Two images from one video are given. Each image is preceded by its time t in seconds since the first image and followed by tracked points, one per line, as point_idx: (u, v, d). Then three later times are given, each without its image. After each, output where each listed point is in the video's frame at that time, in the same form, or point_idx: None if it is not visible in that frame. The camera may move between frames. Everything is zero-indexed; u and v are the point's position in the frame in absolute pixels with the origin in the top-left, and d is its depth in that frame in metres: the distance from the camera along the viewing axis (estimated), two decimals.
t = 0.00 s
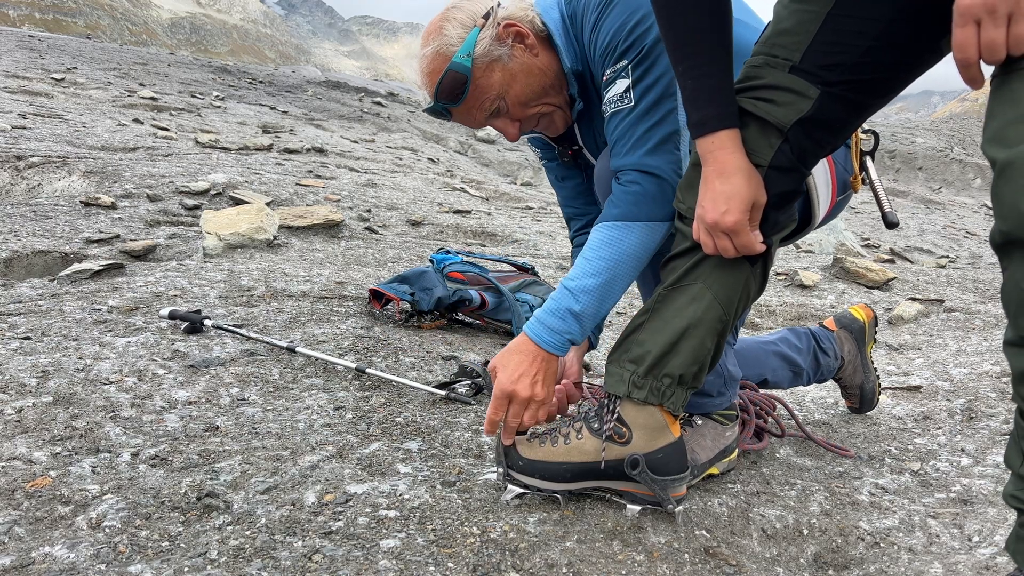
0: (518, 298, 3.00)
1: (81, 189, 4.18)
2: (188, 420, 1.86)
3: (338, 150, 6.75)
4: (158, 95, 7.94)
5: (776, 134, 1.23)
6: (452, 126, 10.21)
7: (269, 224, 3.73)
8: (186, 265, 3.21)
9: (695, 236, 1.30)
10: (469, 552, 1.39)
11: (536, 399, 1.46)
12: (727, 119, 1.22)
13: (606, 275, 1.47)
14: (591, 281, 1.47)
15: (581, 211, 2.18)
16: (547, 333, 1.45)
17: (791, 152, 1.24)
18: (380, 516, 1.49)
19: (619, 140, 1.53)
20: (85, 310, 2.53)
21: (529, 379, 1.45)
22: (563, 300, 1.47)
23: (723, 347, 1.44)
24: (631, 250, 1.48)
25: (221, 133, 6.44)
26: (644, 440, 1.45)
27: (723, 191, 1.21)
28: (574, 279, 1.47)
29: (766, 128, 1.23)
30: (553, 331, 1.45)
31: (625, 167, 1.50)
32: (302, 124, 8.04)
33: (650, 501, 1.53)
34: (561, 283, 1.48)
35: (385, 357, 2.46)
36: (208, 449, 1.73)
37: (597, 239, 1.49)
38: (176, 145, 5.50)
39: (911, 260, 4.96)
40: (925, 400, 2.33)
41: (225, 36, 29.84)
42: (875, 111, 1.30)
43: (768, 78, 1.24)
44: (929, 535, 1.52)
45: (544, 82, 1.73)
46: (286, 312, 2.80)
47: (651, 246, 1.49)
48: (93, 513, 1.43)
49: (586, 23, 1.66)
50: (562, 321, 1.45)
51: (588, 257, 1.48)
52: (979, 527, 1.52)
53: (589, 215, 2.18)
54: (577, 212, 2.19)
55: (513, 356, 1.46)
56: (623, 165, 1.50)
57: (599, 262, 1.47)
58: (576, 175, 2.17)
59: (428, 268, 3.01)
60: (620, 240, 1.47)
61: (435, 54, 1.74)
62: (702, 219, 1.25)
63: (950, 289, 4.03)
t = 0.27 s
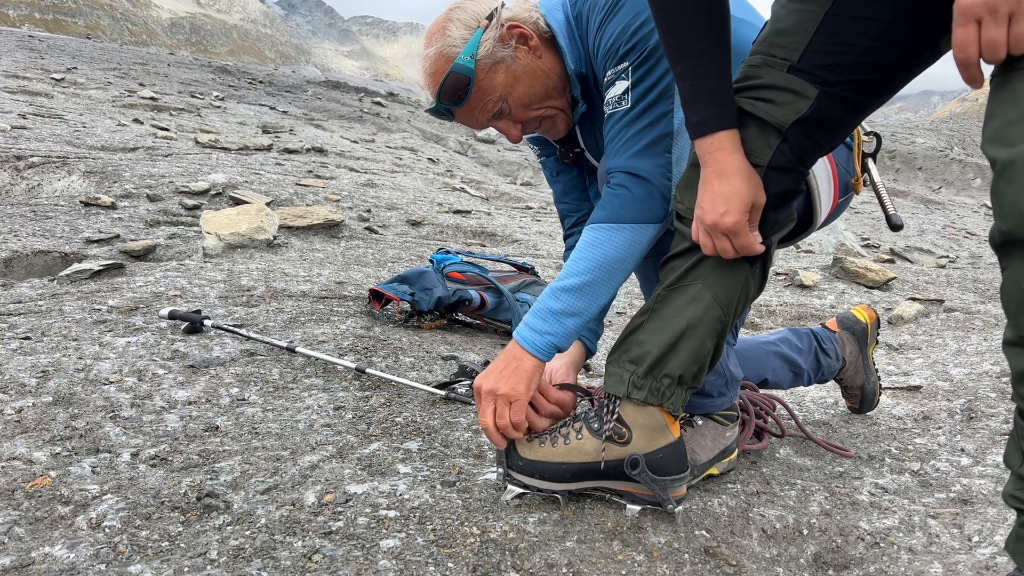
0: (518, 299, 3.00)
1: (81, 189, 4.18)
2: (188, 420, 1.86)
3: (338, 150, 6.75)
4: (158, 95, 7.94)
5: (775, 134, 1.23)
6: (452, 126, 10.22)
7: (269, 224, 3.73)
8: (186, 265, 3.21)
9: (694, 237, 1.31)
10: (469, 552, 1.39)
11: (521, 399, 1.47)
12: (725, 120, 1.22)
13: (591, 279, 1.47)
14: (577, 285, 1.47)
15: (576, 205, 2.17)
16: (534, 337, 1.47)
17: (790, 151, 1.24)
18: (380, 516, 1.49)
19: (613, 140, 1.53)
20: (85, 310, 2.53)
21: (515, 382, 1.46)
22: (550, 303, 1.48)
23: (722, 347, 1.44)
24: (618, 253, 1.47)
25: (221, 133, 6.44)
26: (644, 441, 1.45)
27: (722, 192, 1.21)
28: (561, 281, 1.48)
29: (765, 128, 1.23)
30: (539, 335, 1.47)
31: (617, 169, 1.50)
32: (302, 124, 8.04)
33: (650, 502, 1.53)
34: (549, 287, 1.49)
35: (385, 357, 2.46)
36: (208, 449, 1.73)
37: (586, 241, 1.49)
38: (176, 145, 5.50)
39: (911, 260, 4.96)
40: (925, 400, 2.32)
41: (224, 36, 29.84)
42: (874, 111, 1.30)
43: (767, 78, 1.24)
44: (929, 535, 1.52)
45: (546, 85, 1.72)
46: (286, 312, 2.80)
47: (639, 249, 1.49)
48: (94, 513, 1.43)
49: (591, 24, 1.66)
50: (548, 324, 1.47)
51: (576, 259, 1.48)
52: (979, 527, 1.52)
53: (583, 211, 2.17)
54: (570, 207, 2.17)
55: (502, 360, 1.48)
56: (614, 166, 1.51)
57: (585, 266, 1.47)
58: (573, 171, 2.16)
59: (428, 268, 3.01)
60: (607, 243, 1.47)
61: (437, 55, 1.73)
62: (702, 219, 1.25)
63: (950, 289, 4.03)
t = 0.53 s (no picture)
0: (518, 299, 3.00)
1: (81, 189, 4.18)
2: (188, 420, 1.86)
3: (338, 150, 6.75)
4: (158, 95, 7.94)
5: (774, 134, 1.23)
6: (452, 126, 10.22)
7: (269, 224, 3.73)
8: (186, 265, 3.21)
9: (693, 237, 1.30)
10: (469, 551, 1.39)
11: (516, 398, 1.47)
12: (724, 120, 1.22)
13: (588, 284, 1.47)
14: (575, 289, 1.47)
15: (581, 208, 2.17)
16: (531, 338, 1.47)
17: (789, 151, 1.25)
18: (380, 517, 1.49)
19: (617, 144, 1.53)
20: (85, 310, 2.53)
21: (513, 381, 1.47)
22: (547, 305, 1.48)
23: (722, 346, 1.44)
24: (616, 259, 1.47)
25: (221, 133, 6.45)
26: (644, 441, 1.45)
27: (722, 193, 1.21)
28: (560, 284, 1.48)
29: (765, 128, 1.23)
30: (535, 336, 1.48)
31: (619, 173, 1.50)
32: (302, 124, 8.04)
33: (650, 502, 1.53)
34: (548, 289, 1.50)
35: (385, 357, 2.46)
36: (208, 449, 1.73)
37: (585, 245, 1.49)
38: (176, 145, 5.50)
39: (910, 260, 4.96)
40: (925, 400, 2.33)
41: (224, 36, 29.84)
42: (872, 111, 1.30)
43: (767, 78, 1.24)
44: (929, 535, 1.52)
45: (552, 90, 1.72)
46: (286, 312, 2.80)
47: (638, 255, 1.48)
48: (93, 513, 1.43)
49: (597, 27, 1.66)
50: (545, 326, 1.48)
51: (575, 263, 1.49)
52: (979, 527, 1.52)
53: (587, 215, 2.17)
54: (576, 210, 2.17)
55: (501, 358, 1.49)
56: (616, 171, 1.50)
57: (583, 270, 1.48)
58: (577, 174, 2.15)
59: (428, 268, 3.01)
60: (606, 248, 1.47)
61: (442, 62, 1.72)
62: (701, 220, 1.25)
63: (950, 289, 4.03)
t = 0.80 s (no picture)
0: (518, 299, 3.01)
1: (81, 189, 4.18)
2: (188, 420, 1.86)
3: (338, 150, 6.75)
4: (158, 95, 7.94)
5: (772, 133, 1.23)
6: (452, 126, 10.22)
7: (269, 224, 3.73)
8: (186, 265, 3.21)
9: (692, 237, 1.31)
10: (469, 552, 1.39)
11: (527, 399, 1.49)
12: (722, 119, 1.22)
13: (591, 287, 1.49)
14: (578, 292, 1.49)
15: (578, 205, 2.17)
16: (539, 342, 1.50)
17: (788, 150, 1.24)
18: (380, 517, 1.49)
19: (617, 143, 1.54)
20: (85, 310, 2.53)
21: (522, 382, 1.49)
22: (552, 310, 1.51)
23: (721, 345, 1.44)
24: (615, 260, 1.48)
25: (221, 133, 6.45)
26: (644, 440, 1.45)
27: (720, 193, 1.22)
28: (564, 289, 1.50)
29: (763, 127, 1.23)
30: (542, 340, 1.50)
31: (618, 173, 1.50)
32: (302, 124, 8.04)
33: (650, 502, 1.53)
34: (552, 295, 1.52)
35: (385, 357, 2.46)
36: (208, 449, 1.73)
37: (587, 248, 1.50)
38: (176, 145, 5.50)
39: (910, 260, 4.96)
40: (925, 400, 2.33)
41: (224, 36, 29.84)
42: (871, 112, 1.29)
43: (765, 77, 1.24)
44: (929, 535, 1.52)
45: (555, 84, 1.73)
46: (286, 312, 2.80)
47: (639, 255, 1.49)
48: (93, 513, 1.43)
49: (599, 25, 1.66)
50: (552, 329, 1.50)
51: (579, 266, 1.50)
52: (979, 527, 1.52)
53: (584, 211, 2.17)
54: (572, 207, 2.18)
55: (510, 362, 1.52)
56: (615, 170, 1.51)
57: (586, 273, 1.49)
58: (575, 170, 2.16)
59: (428, 268, 3.01)
60: (606, 250, 1.48)
61: (446, 53, 1.71)
62: (701, 220, 1.25)
63: (950, 289, 4.03)
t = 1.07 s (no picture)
0: (518, 298, 3.03)
1: (81, 189, 4.18)
2: (188, 420, 1.86)
3: (338, 150, 6.75)
4: (158, 95, 7.94)
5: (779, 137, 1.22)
6: (452, 127, 10.22)
7: (269, 224, 3.74)
8: (186, 265, 3.21)
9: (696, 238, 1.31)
10: (469, 551, 1.39)
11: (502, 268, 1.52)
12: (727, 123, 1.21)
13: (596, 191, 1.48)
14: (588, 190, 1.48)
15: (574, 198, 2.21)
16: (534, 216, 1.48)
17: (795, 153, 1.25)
18: (380, 517, 1.49)
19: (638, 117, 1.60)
20: (85, 310, 2.53)
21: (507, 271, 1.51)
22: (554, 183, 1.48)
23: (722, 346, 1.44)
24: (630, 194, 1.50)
25: (221, 133, 6.45)
26: (644, 440, 1.45)
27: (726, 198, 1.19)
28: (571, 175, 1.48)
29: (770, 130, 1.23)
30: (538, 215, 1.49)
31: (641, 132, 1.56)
32: (302, 124, 8.04)
33: (650, 502, 1.53)
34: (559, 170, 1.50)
35: (385, 357, 2.46)
36: (207, 449, 1.73)
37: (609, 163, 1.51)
38: (176, 145, 5.50)
39: (910, 260, 4.96)
40: (925, 400, 2.33)
41: (224, 36, 29.83)
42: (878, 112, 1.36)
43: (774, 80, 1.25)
44: (929, 535, 1.52)
45: (564, 68, 1.76)
46: (286, 312, 2.80)
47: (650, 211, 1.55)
48: (93, 513, 1.43)
49: (612, 11, 1.71)
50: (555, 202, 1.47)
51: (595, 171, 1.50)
52: (979, 527, 1.52)
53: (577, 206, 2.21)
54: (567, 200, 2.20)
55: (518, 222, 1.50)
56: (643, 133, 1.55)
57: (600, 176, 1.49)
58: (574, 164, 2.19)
59: (428, 268, 3.02)
60: (610, 178, 1.48)
61: (457, 30, 1.74)
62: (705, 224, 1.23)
63: (950, 289, 4.03)
